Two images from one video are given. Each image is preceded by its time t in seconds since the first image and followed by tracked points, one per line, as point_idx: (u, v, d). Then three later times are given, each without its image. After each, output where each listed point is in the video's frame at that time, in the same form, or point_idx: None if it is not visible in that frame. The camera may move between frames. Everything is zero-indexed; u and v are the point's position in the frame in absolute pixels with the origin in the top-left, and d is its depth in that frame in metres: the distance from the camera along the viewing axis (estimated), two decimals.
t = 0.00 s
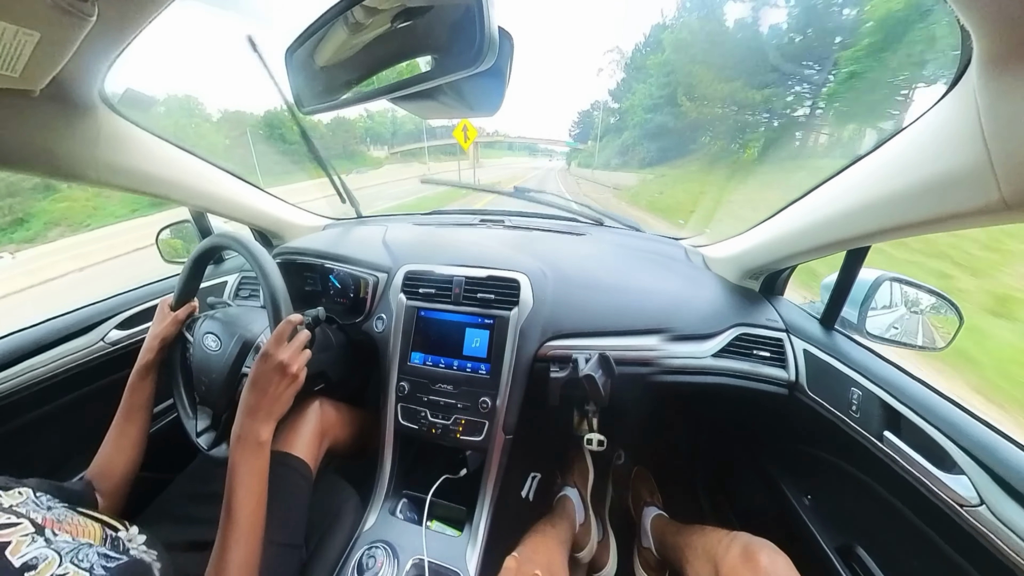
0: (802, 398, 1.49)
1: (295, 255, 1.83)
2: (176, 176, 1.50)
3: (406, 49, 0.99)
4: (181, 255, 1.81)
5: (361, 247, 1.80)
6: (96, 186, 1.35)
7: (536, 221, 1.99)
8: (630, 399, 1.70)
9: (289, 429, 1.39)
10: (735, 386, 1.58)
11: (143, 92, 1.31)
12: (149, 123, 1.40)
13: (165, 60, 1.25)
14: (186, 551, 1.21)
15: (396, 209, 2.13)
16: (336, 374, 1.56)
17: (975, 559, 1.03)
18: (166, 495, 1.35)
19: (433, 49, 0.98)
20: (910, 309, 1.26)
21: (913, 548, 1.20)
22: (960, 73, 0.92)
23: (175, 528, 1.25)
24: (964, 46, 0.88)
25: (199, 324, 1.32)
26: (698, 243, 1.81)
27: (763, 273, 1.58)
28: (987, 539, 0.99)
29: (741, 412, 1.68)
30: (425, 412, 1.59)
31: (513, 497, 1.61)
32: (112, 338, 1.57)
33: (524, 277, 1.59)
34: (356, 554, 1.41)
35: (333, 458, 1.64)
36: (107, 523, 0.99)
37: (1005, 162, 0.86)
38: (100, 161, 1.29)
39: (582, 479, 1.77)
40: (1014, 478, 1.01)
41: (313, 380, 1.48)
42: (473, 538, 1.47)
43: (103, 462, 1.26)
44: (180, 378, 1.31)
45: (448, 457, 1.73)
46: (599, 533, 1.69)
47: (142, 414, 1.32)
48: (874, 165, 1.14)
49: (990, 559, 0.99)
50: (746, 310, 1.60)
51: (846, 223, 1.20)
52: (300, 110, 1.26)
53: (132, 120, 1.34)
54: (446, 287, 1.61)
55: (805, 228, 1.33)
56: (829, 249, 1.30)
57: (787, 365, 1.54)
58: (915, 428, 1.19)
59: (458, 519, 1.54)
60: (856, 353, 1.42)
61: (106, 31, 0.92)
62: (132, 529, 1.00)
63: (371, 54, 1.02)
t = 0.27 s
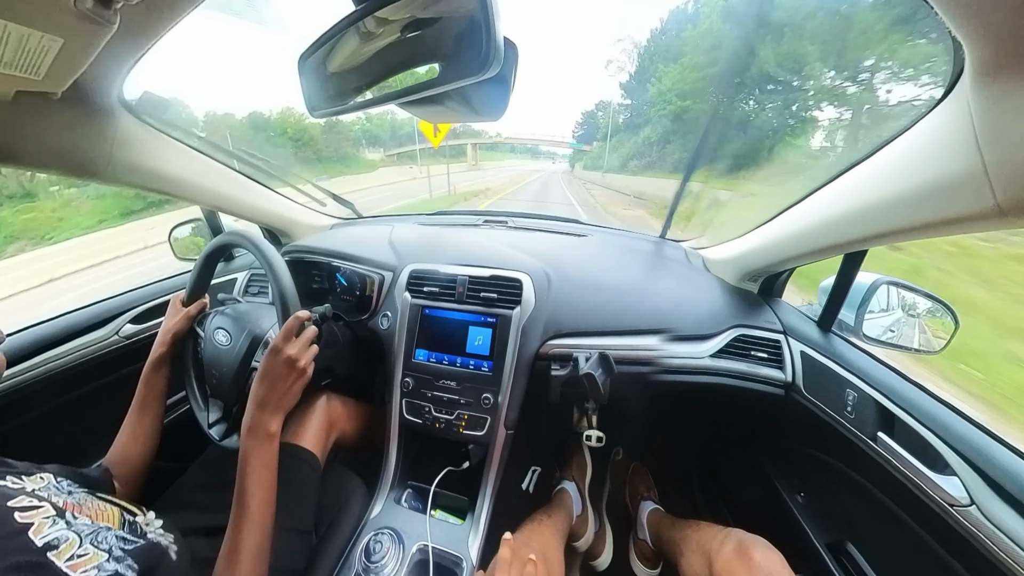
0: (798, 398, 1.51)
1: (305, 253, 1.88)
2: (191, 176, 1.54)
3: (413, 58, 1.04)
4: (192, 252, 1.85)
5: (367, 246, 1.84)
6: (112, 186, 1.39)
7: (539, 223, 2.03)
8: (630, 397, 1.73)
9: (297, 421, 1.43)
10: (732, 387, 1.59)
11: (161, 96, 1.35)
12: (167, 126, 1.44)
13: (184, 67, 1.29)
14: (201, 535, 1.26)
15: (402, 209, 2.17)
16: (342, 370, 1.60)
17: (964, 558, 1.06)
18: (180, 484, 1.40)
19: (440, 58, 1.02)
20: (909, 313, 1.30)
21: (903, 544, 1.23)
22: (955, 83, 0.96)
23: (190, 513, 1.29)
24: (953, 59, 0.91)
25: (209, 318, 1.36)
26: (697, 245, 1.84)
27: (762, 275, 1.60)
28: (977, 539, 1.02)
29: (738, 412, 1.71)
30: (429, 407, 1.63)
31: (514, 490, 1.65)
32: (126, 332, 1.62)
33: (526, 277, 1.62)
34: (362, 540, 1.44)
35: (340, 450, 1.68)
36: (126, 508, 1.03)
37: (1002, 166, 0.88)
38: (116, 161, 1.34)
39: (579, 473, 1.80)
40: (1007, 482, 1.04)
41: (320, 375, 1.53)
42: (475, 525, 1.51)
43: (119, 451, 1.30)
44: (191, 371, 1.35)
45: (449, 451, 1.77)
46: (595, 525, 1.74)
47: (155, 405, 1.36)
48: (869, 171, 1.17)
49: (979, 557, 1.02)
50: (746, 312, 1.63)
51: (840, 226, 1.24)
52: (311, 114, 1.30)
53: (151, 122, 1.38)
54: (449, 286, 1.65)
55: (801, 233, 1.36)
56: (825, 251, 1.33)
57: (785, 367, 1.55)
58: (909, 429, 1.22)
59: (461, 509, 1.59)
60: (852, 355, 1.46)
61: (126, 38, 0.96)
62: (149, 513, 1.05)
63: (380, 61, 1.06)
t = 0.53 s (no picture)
0: (801, 401, 1.52)
1: (313, 251, 1.92)
2: (206, 177, 1.58)
3: (422, 63, 1.06)
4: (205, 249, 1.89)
5: (375, 245, 1.87)
6: (130, 183, 1.44)
7: (544, 223, 2.06)
8: (632, 396, 1.75)
9: (308, 413, 1.49)
10: (734, 387, 1.60)
11: (177, 97, 1.38)
12: (181, 127, 1.48)
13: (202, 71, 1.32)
14: (214, 522, 1.31)
15: (410, 209, 2.20)
16: (350, 365, 1.64)
17: (962, 560, 1.07)
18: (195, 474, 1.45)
19: (448, 63, 1.05)
20: (913, 316, 1.30)
21: (902, 546, 1.25)
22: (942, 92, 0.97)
23: (203, 502, 1.35)
24: (947, 68, 0.93)
25: (221, 313, 1.40)
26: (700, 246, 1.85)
27: (764, 277, 1.61)
28: (976, 543, 1.03)
29: (740, 413, 1.72)
30: (434, 403, 1.66)
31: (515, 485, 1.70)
32: (142, 327, 1.67)
33: (530, 277, 1.64)
34: (370, 527, 1.49)
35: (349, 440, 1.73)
36: (141, 495, 1.08)
37: (1004, 170, 0.86)
38: (134, 161, 1.39)
39: (582, 470, 1.82)
40: (1010, 488, 1.05)
41: (328, 370, 1.57)
42: (479, 517, 1.55)
43: (136, 439, 1.35)
44: (204, 364, 1.40)
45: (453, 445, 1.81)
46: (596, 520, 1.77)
47: (169, 396, 1.42)
48: (860, 178, 1.18)
49: (977, 559, 1.03)
50: (750, 314, 1.64)
51: (832, 232, 1.25)
52: (321, 117, 1.33)
53: (164, 123, 1.42)
54: (455, 284, 1.68)
55: (797, 238, 1.38)
56: (819, 257, 1.34)
57: (787, 368, 1.57)
58: (910, 432, 1.24)
59: (465, 501, 1.61)
60: (854, 357, 1.48)
61: (145, 44, 0.99)
62: (164, 501, 1.10)
63: (390, 67, 1.09)
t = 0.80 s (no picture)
0: (804, 402, 1.52)
1: (326, 248, 1.97)
2: (220, 175, 1.64)
3: (435, 67, 1.10)
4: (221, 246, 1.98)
5: (386, 242, 1.92)
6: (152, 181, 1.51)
7: (553, 222, 2.09)
8: (637, 394, 1.78)
9: (321, 405, 1.55)
10: (738, 387, 1.62)
11: (198, 100, 1.43)
12: (202, 129, 1.54)
13: (223, 77, 1.38)
14: (233, 504, 1.39)
15: (420, 208, 2.24)
16: (361, 360, 1.69)
17: (960, 564, 1.09)
18: (215, 460, 1.52)
19: (459, 67, 1.08)
20: (920, 319, 1.29)
21: (900, 546, 1.27)
22: (949, 102, 0.98)
23: (224, 485, 1.42)
24: (942, 78, 0.95)
25: (237, 307, 1.46)
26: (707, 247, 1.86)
27: (770, 278, 1.60)
28: (975, 547, 1.05)
29: (743, 413, 1.73)
30: (442, 397, 1.71)
31: (520, 479, 1.78)
32: (162, 320, 1.79)
33: (537, 275, 1.68)
34: (381, 513, 1.55)
35: (360, 430, 1.79)
36: (165, 477, 1.18)
37: (1012, 174, 0.84)
38: (159, 162, 1.46)
39: (585, 464, 1.85)
40: (1010, 492, 1.05)
41: (340, 364, 1.62)
42: (484, 505, 1.61)
43: (159, 423, 1.41)
44: (222, 355, 1.45)
45: (460, 438, 1.85)
46: (598, 512, 1.80)
47: (191, 384, 1.48)
48: (866, 182, 1.18)
49: (975, 562, 1.05)
50: (757, 315, 1.64)
51: (834, 236, 1.26)
52: (336, 118, 1.37)
53: (188, 126, 1.49)
54: (463, 282, 1.71)
55: (799, 242, 1.40)
56: (820, 260, 1.36)
57: (791, 369, 1.57)
58: (914, 437, 1.24)
59: (471, 490, 1.67)
60: (858, 360, 1.46)
61: (170, 50, 1.04)
62: (186, 482, 1.21)
63: (404, 70, 1.12)
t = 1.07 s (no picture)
0: (806, 405, 1.51)
1: (332, 247, 1.99)
2: (230, 173, 1.68)
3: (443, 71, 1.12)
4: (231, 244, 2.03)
5: (392, 241, 1.95)
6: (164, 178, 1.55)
7: (557, 222, 2.10)
8: (638, 394, 1.79)
9: (328, 401, 1.59)
10: (739, 390, 1.61)
11: (210, 102, 1.47)
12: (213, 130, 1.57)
13: (235, 81, 1.42)
14: (242, 494, 1.43)
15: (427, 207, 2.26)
16: (366, 356, 1.72)
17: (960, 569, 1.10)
18: (224, 451, 1.57)
19: (466, 72, 1.10)
20: (924, 324, 1.28)
21: (898, 551, 1.29)
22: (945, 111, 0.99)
23: (233, 476, 1.46)
24: (939, 87, 0.97)
25: (247, 303, 1.49)
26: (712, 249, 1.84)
27: (773, 281, 1.59)
28: (976, 553, 1.05)
29: (744, 415, 1.73)
30: (446, 394, 1.73)
31: (523, 472, 1.78)
32: (174, 315, 1.85)
33: (541, 275, 1.70)
34: (386, 505, 1.59)
35: (366, 425, 1.82)
36: (178, 466, 1.23)
37: (1017, 179, 0.83)
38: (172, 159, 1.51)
39: (586, 462, 1.87)
40: (1010, 498, 1.05)
41: (346, 360, 1.65)
42: (486, 499, 1.63)
43: (171, 413, 1.44)
44: (231, 351, 1.48)
45: (463, 435, 1.88)
46: (597, 510, 1.81)
47: (201, 376, 1.52)
48: (865, 187, 1.19)
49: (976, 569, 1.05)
50: (761, 317, 1.63)
51: (834, 239, 1.27)
52: (344, 120, 1.39)
53: (201, 127, 1.52)
54: (468, 281, 1.73)
55: (799, 245, 1.40)
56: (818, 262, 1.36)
57: (794, 372, 1.55)
58: (916, 441, 1.23)
59: (473, 485, 1.69)
60: (862, 365, 1.46)
61: (185, 53, 1.06)
62: (198, 472, 1.26)
63: (412, 74, 1.15)
